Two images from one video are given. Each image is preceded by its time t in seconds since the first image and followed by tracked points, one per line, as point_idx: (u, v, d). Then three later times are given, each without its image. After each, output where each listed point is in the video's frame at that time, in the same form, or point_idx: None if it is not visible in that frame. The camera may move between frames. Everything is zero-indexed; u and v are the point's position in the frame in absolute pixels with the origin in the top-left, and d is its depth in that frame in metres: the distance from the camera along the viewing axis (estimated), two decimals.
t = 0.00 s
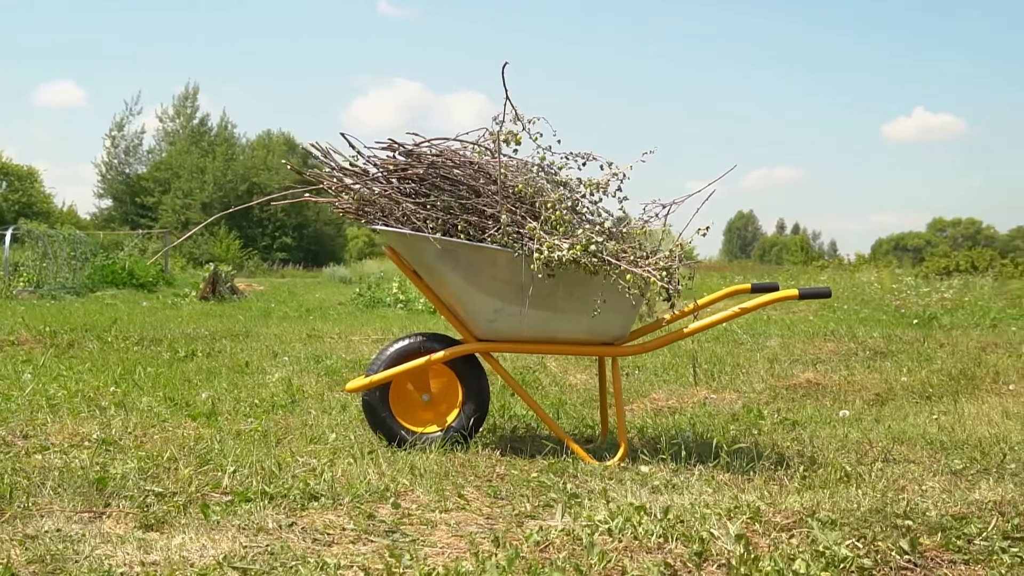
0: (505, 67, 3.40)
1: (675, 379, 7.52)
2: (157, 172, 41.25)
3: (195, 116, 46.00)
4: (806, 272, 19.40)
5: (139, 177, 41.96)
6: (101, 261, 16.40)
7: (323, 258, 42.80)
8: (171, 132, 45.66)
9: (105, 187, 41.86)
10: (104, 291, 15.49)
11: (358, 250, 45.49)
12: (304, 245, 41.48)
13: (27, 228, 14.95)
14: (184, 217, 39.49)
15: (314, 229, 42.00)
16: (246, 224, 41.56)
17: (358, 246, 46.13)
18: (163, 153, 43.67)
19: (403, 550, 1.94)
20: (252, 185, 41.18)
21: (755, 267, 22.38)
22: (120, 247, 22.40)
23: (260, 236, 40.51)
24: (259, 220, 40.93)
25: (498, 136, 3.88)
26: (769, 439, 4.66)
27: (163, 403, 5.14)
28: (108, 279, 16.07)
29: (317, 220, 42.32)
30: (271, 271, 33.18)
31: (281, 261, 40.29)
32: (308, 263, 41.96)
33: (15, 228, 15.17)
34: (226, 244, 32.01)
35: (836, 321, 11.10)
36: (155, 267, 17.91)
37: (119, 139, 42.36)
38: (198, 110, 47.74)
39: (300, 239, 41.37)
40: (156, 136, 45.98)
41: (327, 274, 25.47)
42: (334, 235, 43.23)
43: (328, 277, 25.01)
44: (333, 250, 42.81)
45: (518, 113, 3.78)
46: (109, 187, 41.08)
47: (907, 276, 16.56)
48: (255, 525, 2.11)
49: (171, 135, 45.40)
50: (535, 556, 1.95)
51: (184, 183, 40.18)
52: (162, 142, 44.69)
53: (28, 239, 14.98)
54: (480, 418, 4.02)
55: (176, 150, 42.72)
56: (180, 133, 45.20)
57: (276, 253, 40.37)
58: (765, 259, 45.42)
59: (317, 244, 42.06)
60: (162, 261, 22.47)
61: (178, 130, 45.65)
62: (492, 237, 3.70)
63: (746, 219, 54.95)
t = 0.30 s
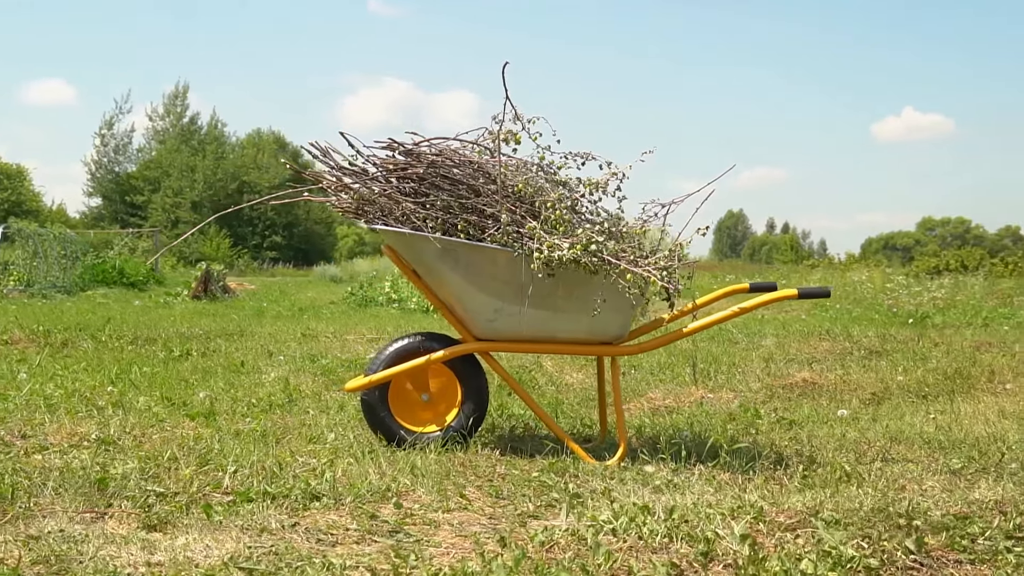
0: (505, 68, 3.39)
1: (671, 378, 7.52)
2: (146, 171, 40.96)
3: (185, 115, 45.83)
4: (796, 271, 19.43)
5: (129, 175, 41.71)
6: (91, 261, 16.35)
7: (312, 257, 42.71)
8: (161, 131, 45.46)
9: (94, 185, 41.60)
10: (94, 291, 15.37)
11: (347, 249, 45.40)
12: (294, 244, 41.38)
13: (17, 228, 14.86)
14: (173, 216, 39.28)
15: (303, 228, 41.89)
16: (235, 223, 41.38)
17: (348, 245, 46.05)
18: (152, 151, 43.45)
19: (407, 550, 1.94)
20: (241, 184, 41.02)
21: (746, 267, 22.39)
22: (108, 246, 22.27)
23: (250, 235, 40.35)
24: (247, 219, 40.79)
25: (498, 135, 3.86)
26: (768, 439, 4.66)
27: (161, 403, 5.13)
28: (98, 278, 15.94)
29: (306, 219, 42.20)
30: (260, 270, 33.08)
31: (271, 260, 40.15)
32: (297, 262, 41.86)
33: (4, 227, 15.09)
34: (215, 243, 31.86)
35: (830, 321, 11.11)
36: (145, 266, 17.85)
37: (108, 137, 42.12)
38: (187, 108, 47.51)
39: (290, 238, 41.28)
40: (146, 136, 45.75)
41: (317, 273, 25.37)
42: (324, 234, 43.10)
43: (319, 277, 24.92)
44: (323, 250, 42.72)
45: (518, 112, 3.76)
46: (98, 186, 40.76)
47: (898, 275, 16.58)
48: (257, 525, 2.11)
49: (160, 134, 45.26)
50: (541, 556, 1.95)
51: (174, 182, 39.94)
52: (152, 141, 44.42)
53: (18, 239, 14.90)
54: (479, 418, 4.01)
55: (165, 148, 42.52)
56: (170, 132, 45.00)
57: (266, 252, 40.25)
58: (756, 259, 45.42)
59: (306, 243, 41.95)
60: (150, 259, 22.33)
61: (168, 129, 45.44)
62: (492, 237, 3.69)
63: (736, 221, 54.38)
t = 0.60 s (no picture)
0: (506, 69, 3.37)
1: (667, 380, 7.54)
2: (133, 172, 40.66)
3: (173, 116, 45.63)
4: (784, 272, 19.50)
5: (116, 176, 41.29)
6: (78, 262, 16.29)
7: (301, 258, 42.67)
8: (149, 132, 45.15)
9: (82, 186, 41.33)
10: (82, 291, 15.40)
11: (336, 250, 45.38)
12: (282, 245, 41.31)
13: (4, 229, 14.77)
14: (160, 217, 39.09)
15: (292, 229, 41.83)
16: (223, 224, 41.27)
17: (336, 246, 46.06)
18: (140, 152, 43.16)
19: (413, 554, 1.94)
20: (229, 185, 40.92)
21: (735, 267, 22.46)
22: (95, 247, 22.16)
23: (238, 236, 40.26)
24: (235, 220, 40.74)
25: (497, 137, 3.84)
26: (766, 441, 4.68)
27: (156, 406, 5.11)
28: (86, 279, 16.00)
29: (295, 220, 42.14)
30: (248, 271, 33.04)
31: (259, 261, 40.00)
32: (285, 263, 41.81)
33: None
34: (204, 243, 31.75)
35: (822, 322, 11.14)
36: (132, 267, 17.82)
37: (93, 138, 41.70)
38: (176, 108, 47.31)
39: (278, 239, 41.23)
40: (132, 135, 45.44)
41: (306, 274, 25.33)
42: (312, 235, 43.03)
43: (307, 278, 24.85)
44: (311, 251, 42.70)
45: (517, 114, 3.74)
46: (86, 187, 40.47)
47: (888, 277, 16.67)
48: (261, 529, 2.10)
49: (146, 134, 44.95)
50: (548, 560, 1.95)
51: (162, 182, 39.62)
52: (140, 142, 44.06)
53: (6, 240, 14.80)
54: (478, 420, 4.00)
55: (152, 149, 42.21)
56: (157, 132, 44.74)
57: (254, 253, 40.17)
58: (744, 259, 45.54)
59: (294, 244, 41.89)
60: (136, 260, 22.23)
61: (156, 129, 45.21)
62: (491, 239, 3.67)
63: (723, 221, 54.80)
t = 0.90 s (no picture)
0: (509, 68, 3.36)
1: (666, 379, 7.54)
2: (124, 171, 40.37)
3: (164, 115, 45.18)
4: (776, 272, 19.51)
5: (108, 174, 40.37)
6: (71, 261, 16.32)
7: (293, 258, 42.61)
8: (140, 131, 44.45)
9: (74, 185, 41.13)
10: (75, 291, 15.44)
11: (328, 250, 45.36)
12: (274, 244, 41.26)
13: None
14: (152, 216, 38.96)
15: (284, 228, 41.79)
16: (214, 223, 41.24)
17: (329, 245, 46.01)
18: (132, 150, 42.74)
19: (423, 555, 1.94)
20: (220, 184, 41.12)
21: (729, 267, 22.49)
22: (88, 248, 22.11)
23: (229, 235, 40.19)
24: (227, 219, 40.72)
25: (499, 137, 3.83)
26: (769, 440, 4.69)
27: (156, 406, 5.11)
28: (79, 278, 16.08)
29: (287, 220, 42.09)
30: (240, 270, 33.01)
31: (251, 261, 39.90)
32: (278, 262, 41.74)
33: None
34: (196, 243, 31.66)
35: (818, 322, 11.15)
36: (125, 267, 17.88)
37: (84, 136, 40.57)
38: (167, 107, 46.94)
39: (270, 238, 41.20)
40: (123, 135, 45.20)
41: (298, 274, 25.26)
42: (304, 235, 43.04)
43: (299, 278, 24.79)
44: (303, 250, 42.64)
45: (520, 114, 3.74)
46: (77, 186, 39.61)
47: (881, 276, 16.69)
48: (268, 530, 2.10)
49: (137, 133, 44.23)
50: (559, 562, 1.95)
51: (154, 181, 39.47)
52: (130, 140, 43.44)
53: None
54: (481, 420, 3.99)
55: (142, 147, 41.88)
56: (149, 131, 44.51)
57: (246, 252, 40.13)
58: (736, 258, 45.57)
59: (286, 243, 41.84)
60: (128, 260, 22.16)
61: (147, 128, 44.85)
62: (495, 239, 3.65)
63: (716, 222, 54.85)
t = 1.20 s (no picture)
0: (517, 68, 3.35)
1: (668, 379, 7.53)
2: (117, 171, 40.21)
3: (157, 113, 44.63)
4: (771, 272, 19.50)
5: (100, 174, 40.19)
6: (65, 261, 16.28)
7: (287, 258, 42.58)
8: (133, 131, 43.89)
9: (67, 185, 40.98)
10: (70, 290, 15.40)
11: (322, 250, 45.32)
12: (267, 244, 41.28)
13: None
14: (145, 216, 38.83)
15: (277, 228, 41.80)
16: (209, 223, 41.12)
17: (322, 245, 46.00)
18: (124, 150, 42.38)
19: (437, 555, 1.94)
20: (214, 184, 40.83)
21: (724, 266, 22.50)
22: (82, 247, 22.06)
23: (223, 235, 40.17)
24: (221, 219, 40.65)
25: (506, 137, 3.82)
26: (774, 441, 4.68)
27: (160, 406, 5.10)
28: (73, 277, 16.05)
29: (279, 219, 42.06)
30: (233, 270, 32.97)
31: (244, 261, 39.85)
32: (271, 262, 41.69)
33: None
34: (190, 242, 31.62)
35: (817, 321, 11.14)
36: (120, 266, 17.85)
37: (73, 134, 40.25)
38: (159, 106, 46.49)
39: (264, 238, 41.23)
40: (115, 134, 45.00)
41: (292, 273, 25.17)
42: (297, 234, 42.82)
43: (293, 277, 24.72)
44: (297, 250, 42.55)
45: (526, 114, 3.73)
46: (69, 185, 39.14)
47: (877, 276, 16.69)
48: (279, 530, 2.10)
49: (131, 133, 44.20)
50: (574, 563, 1.95)
51: (147, 181, 39.36)
52: (123, 139, 42.93)
53: None
54: (487, 420, 3.99)
55: (134, 147, 41.68)
56: (141, 130, 44.28)
57: (239, 251, 40.11)
58: (729, 258, 45.62)
59: (279, 242, 41.84)
60: (121, 259, 22.07)
61: (139, 128, 44.42)
62: (502, 239, 3.65)
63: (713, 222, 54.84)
